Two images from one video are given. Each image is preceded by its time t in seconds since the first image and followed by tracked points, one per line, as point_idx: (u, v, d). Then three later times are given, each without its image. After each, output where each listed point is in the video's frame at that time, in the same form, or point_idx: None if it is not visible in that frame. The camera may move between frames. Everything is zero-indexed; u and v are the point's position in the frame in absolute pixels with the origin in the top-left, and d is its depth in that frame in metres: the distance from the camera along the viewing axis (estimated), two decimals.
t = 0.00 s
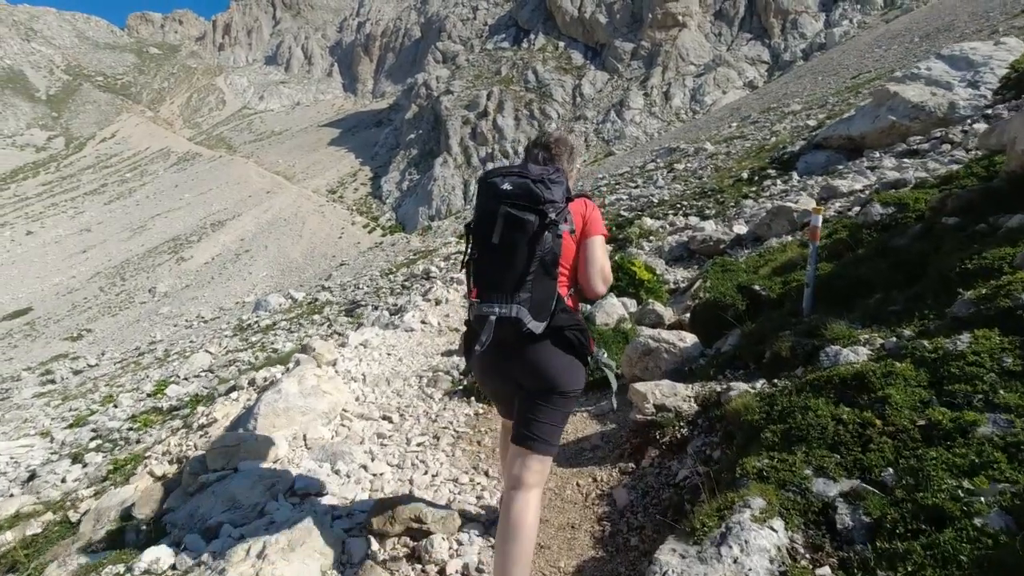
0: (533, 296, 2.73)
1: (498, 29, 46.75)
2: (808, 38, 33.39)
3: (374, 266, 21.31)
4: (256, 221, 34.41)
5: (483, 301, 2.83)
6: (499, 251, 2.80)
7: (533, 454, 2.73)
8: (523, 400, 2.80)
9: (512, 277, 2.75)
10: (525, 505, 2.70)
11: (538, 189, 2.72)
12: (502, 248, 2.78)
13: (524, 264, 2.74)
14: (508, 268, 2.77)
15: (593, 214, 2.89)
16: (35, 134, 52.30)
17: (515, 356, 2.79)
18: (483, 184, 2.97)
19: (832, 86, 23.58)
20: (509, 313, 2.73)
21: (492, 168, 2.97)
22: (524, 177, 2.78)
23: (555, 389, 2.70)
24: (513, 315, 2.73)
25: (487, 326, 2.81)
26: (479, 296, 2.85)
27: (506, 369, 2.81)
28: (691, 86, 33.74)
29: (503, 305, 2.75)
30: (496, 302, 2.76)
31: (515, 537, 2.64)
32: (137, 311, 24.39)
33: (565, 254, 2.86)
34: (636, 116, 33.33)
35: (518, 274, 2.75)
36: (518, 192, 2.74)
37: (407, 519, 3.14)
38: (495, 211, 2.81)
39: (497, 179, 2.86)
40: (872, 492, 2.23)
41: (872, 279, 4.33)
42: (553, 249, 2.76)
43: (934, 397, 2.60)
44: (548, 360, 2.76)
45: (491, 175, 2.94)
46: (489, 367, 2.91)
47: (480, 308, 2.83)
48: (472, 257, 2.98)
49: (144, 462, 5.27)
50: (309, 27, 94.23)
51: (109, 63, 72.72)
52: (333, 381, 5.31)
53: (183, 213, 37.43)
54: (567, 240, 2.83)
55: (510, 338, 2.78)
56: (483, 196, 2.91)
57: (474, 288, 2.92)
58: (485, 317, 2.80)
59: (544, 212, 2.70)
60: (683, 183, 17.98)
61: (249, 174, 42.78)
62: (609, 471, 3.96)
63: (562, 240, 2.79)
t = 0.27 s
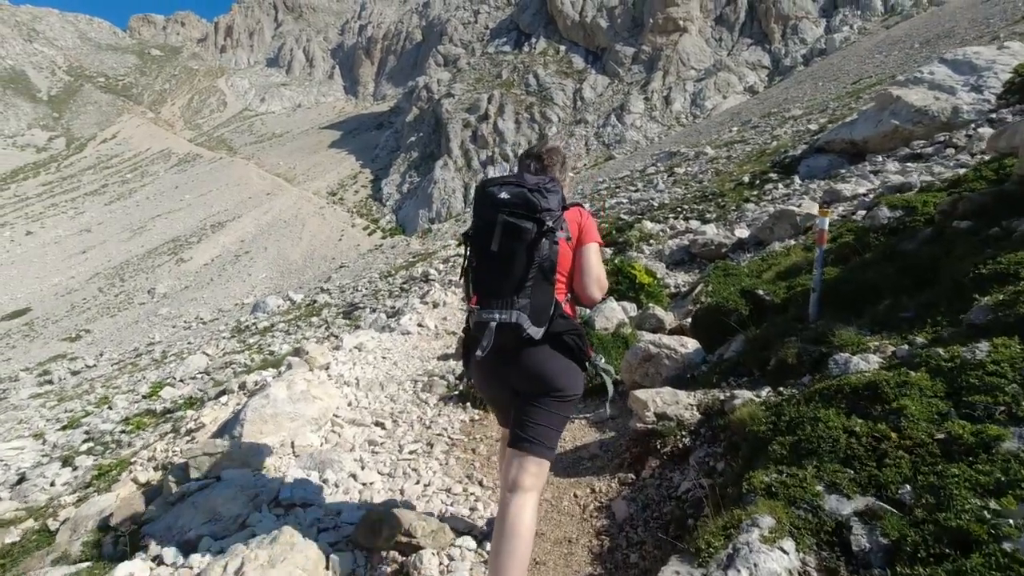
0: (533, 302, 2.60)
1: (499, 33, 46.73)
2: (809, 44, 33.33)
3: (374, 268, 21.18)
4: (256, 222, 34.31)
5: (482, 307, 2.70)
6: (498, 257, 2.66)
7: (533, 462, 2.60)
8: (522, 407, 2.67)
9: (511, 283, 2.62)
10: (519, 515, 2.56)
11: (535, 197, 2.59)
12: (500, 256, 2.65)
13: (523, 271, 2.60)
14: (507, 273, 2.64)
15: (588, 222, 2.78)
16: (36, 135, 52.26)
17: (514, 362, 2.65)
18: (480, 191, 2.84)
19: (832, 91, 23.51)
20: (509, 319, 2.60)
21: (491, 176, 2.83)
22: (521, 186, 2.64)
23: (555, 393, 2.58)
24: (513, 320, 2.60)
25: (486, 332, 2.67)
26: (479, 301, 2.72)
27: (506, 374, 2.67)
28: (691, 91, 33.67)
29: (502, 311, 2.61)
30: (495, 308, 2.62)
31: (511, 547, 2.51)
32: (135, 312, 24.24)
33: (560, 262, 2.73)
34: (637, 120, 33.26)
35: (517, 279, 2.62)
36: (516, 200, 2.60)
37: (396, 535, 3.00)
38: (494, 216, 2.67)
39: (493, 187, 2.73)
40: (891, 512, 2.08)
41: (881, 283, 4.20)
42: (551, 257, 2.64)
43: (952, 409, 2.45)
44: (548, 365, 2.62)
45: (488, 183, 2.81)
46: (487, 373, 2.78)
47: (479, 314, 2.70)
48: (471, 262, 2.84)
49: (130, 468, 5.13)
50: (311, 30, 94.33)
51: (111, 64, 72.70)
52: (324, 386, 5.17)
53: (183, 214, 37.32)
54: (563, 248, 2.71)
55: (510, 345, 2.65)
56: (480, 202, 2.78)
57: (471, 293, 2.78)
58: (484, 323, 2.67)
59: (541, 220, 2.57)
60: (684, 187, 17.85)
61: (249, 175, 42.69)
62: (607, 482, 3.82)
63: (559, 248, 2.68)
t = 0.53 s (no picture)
0: (537, 290, 2.76)
1: (501, 37, 46.70)
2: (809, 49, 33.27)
3: (373, 271, 21.03)
4: (257, 224, 34.18)
5: (487, 295, 2.83)
6: (504, 248, 2.82)
7: (531, 448, 2.68)
8: (522, 394, 2.77)
9: (517, 271, 2.78)
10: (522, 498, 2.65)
11: (538, 188, 2.81)
12: (506, 245, 2.81)
13: (529, 258, 2.76)
14: (514, 262, 2.78)
15: (584, 217, 3.00)
16: (38, 136, 52.23)
17: (517, 349, 2.77)
18: (486, 186, 3.03)
19: (833, 96, 23.43)
20: (514, 307, 2.73)
21: (494, 171, 3.06)
22: (524, 178, 2.86)
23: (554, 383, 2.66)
24: (518, 307, 2.73)
25: (491, 318, 2.79)
26: (484, 289, 2.86)
27: (508, 362, 2.78)
28: (692, 96, 33.59)
29: (509, 297, 2.75)
30: (502, 295, 2.76)
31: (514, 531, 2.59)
32: (135, 313, 24.09)
33: (561, 253, 2.89)
34: (638, 125, 33.20)
35: (523, 269, 2.76)
36: (521, 191, 2.81)
37: (383, 544, 2.88)
38: (501, 210, 2.84)
39: (499, 182, 2.93)
40: (918, 530, 1.93)
41: (892, 284, 4.06)
42: (554, 246, 2.82)
43: (977, 418, 2.30)
44: (550, 354, 2.74)
45: (492, 178, 3.01)
46: (489, 362, 2.88)
47: (485, 303, 2.82)
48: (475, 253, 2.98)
49: (114, 473, 4.96)
50: (313, 33, 94.44)
51: (114, 66, 72.76)
52: (316, 389, 5.04)
53: (184, 216, 37.17)
54: (564, 239, 2.88)
55: (514, 332, 2.78)
56: (487, 196, 2.94)
57: (476, 282, 2.92)
58: (489, 310, 2.79)
59: (545, 210, 2.77)
60: (685, 191, 17.72)
61: (250, 178, 42.59)
62: (609, 490, 3.66)
63: (561, 237, 2.86)
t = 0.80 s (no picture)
0: (543, 272, 2.88)
1: (505, 41, 46.68)
2: (813, 54, 33.12)
3: (376, 274, 20.88)
4: (261, 227, 34.12)
5: (491, 278, 2.93)
6: (508, 231, 2.91)
7: (541, 436, 2.85)
8: (523, 377, 2.92)
9: (523, 255, 2.89)
10: (530, 476, 2.80)
11: (542, 171, 2.90)
12: (510, 227, 2.91)
13: (534, 241, 2.88)
14: (519, 246, 2.88)
15: (586, 202, 3.11)
16: (44, 139, 52.38)
17: (521, 331, 2.90)
18: (488, 167, 3.11)
19: (838, 100, 23.29)
20: (520, 291, 2.85)
21: (496, 153, 3.12)
22: (528, 160, 2.94)
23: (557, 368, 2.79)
24: (523, 292, 2.85)
25: (495, 301, 2.90)
26: (488, 272, 2.95)
27: (512, 344, 2.90)
28: (696, 100, 33.46)
29: (514, 280, 2.86)
30: (507, 277, 2.87)
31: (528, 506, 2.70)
32: (137, 315, 24.00)
33: (564, 237, 3.00)
34: (641, 129, 33.09)
35: (527, 254, 2.88)
36: (524, 173, 2.90)
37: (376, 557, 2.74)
38: (504, 194, 2.91)
39: (501, 164, 3.01)
40: (957, 549, 1.90)
41: (910, 284, 3.90)
42: (558, 229, 2.94)
43: (1014, 427, 2.25)
44: (553, 337, 2.88)
45: (493, 159, 3.09)
46: (490, 343, 3.00)
47: (490, 286, 2.91)
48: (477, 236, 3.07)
49: (104, 478, 4.82)
50: (317, 38, 94.71)
51: (119, 69, 73.00)
52: (310, 392, 4.88)
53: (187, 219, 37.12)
54: (567, 224, 3.01)
55: (518, 314, 2.89)
56: (490, 179, 3.01)
57: (480, 265, 3.01)
58: (495, 293, 2.89)
59: (549, 193, 2.88)
60: (689, 194, 17.55)
61: (254, 180, 42.57)
62: (614, 499, 3.51)
63: (564, 221, 2.98)
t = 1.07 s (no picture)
0: (549, 273, 2.87)
1: (511, 45, 46.69)
2: (820, 57, 32.90)
3: (381, 277, 20.81)
4: (267, 230, 34.15)
5: (496, 280, 2.89)
6: (514, 232, 2.87)
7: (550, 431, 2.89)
8: (529, 377, 2.91)
9: (529, 255, 2.86)
10: (544, 467, 2.83)
11: (548, 169, 2.87)
12: (515, 226, 2.88)
13: (539, 241, 2.84)
14: (525, 249, 2.85)
15: (592, 200, 3.07)
16: (54, 142, 52.76)
17: (526, 333, 2.87)
18: (493, 166, 3.07)
19: (845, 103, 23.09)
20: (525, 292, 2.82)
21: (500, 152, 3.07)
22: (534, 158, 2.91)
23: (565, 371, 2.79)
24: (529, 294, 2.82)
25: (501, 303, 2.86)
26: (493, 272, 2.91)
27: (516, 347, 2.87)
28: (702, 103, 33.31)
29: (521, 281, 2.83)
30: (513, 278, 2.84)
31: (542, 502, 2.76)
32: (145, 317, 24.05)
33: (570, 238, 2.98)
34: (647, 132, 32.96)
35: (533, 255, 2.85)
36: (530, 171, 2.86)
37: None
38: (510, 195, 2.87)
39: (506, 163, 2.97)
40: None
41: (932, 289, 3.77)
42: (564, 229, 2.91)
43: None
44: (559, 338, 2.87)
45: (498, 158, 3.05)
46: (493, 345, 2.96)
47: (494, 287, 2.88)
48: (481, 236, 3.02)
49: (100, 485, 4.72)
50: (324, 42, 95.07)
51: (129, 73, 73.50)
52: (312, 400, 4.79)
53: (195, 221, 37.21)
54: (573, 223, 2.97)
55: (524, 316, 2.86)
56: (496, 178, 2.96)
57: (484, 266, 2.96)
58: (500, 294, 2.86)
59: (555, 192, 2.85)
60: (696, 197, 17.39)
61: (261, 183, 42.67)
62: (623, 513, 3.39)
63: (570, 221, 2.95)
